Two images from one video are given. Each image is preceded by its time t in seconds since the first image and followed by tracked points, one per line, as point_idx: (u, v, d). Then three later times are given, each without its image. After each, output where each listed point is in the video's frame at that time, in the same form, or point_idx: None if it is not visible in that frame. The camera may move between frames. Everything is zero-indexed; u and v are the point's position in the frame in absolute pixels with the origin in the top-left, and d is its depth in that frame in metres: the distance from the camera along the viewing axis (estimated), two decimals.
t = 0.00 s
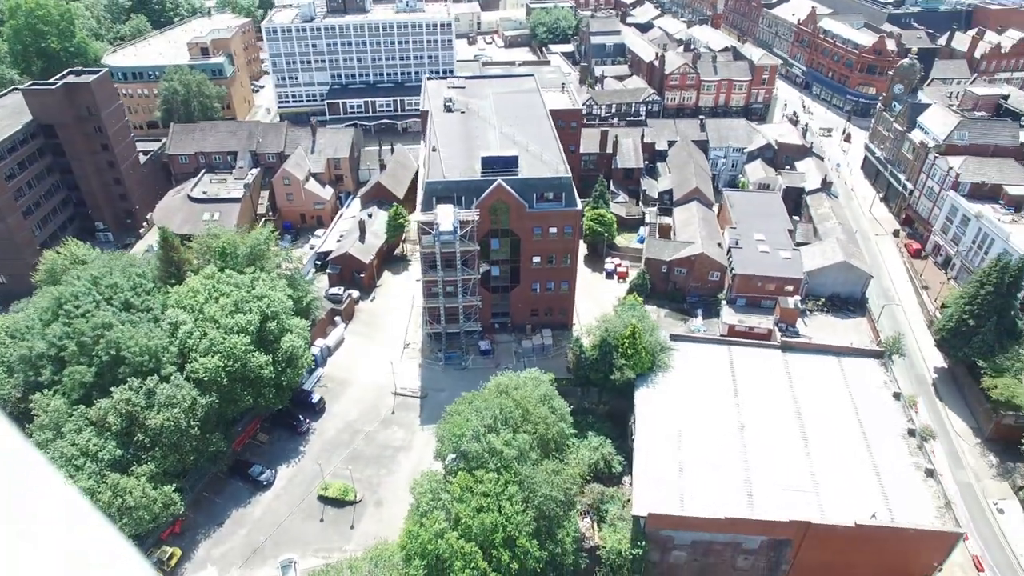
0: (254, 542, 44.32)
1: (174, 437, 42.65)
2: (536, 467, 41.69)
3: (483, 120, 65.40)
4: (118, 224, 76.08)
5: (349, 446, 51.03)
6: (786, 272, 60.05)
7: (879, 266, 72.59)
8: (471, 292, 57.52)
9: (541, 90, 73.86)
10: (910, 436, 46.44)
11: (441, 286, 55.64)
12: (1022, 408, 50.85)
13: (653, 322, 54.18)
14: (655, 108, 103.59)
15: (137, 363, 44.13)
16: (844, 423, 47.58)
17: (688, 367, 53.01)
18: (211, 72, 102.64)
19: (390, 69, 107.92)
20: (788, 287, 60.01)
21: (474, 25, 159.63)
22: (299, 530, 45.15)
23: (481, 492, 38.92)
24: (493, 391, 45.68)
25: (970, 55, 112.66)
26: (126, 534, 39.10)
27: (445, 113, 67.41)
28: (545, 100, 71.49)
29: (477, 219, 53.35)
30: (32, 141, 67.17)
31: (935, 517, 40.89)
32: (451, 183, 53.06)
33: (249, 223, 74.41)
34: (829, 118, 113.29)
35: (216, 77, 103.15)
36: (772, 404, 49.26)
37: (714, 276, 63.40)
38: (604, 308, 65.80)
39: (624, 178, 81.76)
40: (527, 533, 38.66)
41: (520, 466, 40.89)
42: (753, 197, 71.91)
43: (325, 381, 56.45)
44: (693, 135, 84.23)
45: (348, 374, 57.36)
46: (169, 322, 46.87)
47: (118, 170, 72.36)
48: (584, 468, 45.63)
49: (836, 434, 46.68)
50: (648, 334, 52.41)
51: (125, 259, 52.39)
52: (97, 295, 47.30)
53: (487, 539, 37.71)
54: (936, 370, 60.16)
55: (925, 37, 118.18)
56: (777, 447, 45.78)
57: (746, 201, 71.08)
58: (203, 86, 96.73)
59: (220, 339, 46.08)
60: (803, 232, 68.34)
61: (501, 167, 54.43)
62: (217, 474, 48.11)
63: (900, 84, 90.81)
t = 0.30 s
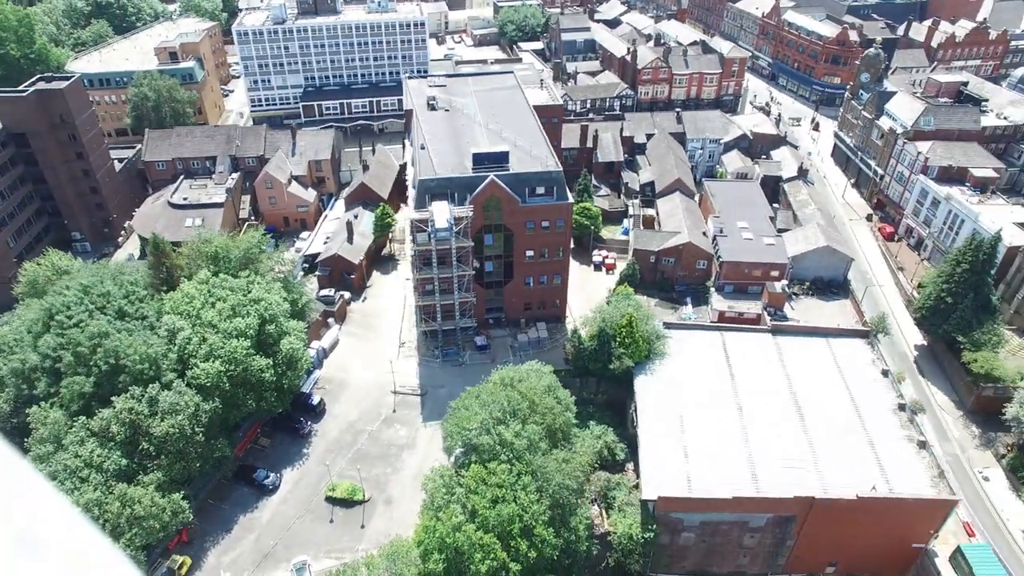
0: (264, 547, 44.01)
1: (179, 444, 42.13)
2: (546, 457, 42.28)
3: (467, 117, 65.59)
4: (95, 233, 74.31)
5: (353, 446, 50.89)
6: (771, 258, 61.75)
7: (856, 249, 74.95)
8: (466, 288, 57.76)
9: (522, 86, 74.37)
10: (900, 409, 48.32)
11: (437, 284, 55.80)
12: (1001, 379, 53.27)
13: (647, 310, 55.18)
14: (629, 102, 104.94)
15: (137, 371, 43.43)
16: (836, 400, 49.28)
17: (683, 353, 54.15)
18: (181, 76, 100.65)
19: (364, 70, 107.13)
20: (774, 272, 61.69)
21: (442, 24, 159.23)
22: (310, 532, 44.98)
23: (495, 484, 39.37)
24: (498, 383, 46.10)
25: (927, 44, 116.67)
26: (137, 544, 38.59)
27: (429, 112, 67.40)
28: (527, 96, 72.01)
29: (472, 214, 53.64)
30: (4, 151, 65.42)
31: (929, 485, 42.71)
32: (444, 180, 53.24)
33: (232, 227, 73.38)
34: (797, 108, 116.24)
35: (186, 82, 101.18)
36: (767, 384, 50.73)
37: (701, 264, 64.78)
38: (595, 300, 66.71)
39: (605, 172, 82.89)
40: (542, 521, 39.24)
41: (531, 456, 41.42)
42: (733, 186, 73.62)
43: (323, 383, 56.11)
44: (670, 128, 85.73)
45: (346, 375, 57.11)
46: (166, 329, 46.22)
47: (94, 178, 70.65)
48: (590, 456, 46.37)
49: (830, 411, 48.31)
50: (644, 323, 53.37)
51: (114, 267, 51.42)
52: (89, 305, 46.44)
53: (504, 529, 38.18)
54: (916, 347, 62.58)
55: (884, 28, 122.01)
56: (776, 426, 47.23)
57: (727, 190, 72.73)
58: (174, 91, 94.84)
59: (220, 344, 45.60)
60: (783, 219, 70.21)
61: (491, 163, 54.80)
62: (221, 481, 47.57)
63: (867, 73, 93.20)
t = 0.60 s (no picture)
0: (275, 550, 43.82)
1: (185, 451, 41.78)
2: (555, 447, 42.96)
3: (453, 115, 65.79)
4: (74, 243, 72.66)
5: (356, 446, 50.88)
6: (757, 245, 63.43)
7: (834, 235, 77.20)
8: (460, 286, 58.02)
9: (504, 83, 74.79)
10: (888, 386, 50.22)
11: (434, 281, 56.11)
12: (979, 353, 55.62)
13: (640, 300, 56.14)
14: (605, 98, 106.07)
15: (138, 380, 42.94)
16: (827, 380, 50.98)
17: (677, 340, 55.20)
18: (153, 81, 98.78)
19: (339, 71, 106.28)
20: (760, 259, 63.34)
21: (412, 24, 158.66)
22: (320, 533, 44.92)
23: (508, 475, 39.88)
24: (502, 376, 46.57)
25: (889, 35, 120.35)
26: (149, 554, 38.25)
27: (415, 110, 67.38)
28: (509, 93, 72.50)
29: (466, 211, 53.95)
30: None
31: (921, 456, 44.54)
32: (437, 177, 53.46)
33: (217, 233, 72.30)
34: (767, 100, 118.85)
35: (158, 87, 99.34)
36: (761, 368, 52.18)
37: (688, 254, 66.06)
38: (585, 293, 67.53)
39: (587, 166, 83.85)
40: (556, 509, 39.90)
41: (541, 447, 42.06)
42: (715, 176, 75.16)
43: (322, 385, 55.91)
44: (650, 122, 87.12)
45: (344, 376, 56.99)
46: (164, 335, 45.75)
47: (72, 186, 69.16)
48: (594, 444, 47.12)
49: (823, 391, 49.96)
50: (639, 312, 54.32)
51: (105, 276, 50.60)
52: (84, 314, 45.77)
53: (519, 518, 38.73)
54: (897, 327, 64.90)
55: (847, 20, 125.45)
56: (771, 407, 48.71)
57: (709, 181, 74.21)
58: (147, 97, 93.08)
59: (221, 349, 45.35)
60: (765, 207, 72.03)
61: (483, 160, 55.21)
62: (226, 487, 47.22)
63: (835, 63, 95.75)
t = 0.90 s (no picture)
0: (287, 553, 43.66)
1: (193, 459, 41.35)
2: (563, 436, 43.72)
3: (441, 112, 66.02)
4: (52, 253, 70.83)
5: (361, 446, 50.89)
6: (743, 233, 65.12)
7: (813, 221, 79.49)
8: (457, 282, 58.35)
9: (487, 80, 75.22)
10: (876, 364, 52.17)
11: (431, 278, 56.42)
12: (958, 330, 58.07)
13: (635, 290, 57.28)
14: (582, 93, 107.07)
15: (141, 388, 42.32)
16: (819, 360, 52.70)
17: (672, 328, 56.41)
18: (124, 86, 96.74)
19: (316, 72, 105.34)
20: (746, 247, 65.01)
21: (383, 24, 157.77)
22: (332, 534, 44.91)
23: (521, 466, 40.47)
24: (507, 369, 47.13)
25: (852, 27, 123.91)
26: (163, 563, 37.83)
27: (402, 109, 67.40)
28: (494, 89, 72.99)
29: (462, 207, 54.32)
30: None
31: (912, 429, 46.45)
32: (432, 175, 53.77)
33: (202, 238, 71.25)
34: (739, 92, 121.38)
35: (130, 92, 97.30)
36: (755, 351, 53.66)
37: (676, 244, 67.43)
38: (577, 285, 68.44)
39: (570, 161, 84.78)
40: (569, 497, 40.64)
41: (551, 436, 42.77)
42: (697, 167, 76.75)
43: (321, 387, 55.69)
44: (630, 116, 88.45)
45: (343, 377, 56.86)
46: (165, 342, 45.15)
47: (49, 195, 67.49)
48: (599, 433, 47.98)
49: (815, 371, 51.65)
50: (635, 301, 55.43)
51: (96, 284, 49.56)
52: (79, 324, 44.80)
53: (535, 508, 39.35)
54: (878, 308, 67.32)
55: (812, 13, 128.82)
56: (768, 389, 50.17)
57: (691, 172, 75.75)
58: (119, 102, 91.13)
59: (224, 354, 45.00)
60: (747, 196, 73.86)
61: (476, 156, 55.66)
62: (233, 493, 46.81)
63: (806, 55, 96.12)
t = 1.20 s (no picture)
0: (301, 556, 43.52)
1: (204, 465, 40.89)
2: (573, 426, 44.40)
3: (431, 111, 66.12)
4: (31, 263, 69.04)
5: (368, 446, 50.87)
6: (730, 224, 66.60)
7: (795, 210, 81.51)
8: (454, 279, 58.62)
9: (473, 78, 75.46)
10: (867, 345, 53.92)
11: (429, 276, 56.63)
12: (940, 310, 60.27)
13: (631, 282, 58.24)
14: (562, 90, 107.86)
15: (147, 396, 41.70)
16: (812, 343, 54.25)
17: (668, 317, 57.48)
18: (97, 92, 94.62)
19: (294, 74, 104.27)
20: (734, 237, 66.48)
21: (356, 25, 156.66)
22: (345, 534, 44.92)
23: (535, 457, 41.02)
24: (514, 363, 47.61)
25: (821, 21, 126.92)
26: (180, 570, 37.44)
27: (390, 109, 67.30)
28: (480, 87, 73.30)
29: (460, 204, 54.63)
30: None
31: (905, 405, 48.20)
32: (428, 173, 54.00)
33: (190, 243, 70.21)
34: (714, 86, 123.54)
35: (103, 97, 95.20)
36: (750, 337, 55.02)
37: (666, 235, 68.58)
38: (570, 279, 69.21)
39: (555, 157, 85.53)
40: (584, 485, 41.32)
41: (561, 427, 43.40)
42: (682, 160, 78.11)
43: (322, 388, 55.46)
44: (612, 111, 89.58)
45: (344, 378, 56.69)
46: (167, 348, 44.53)
47: (29, 204, 65.85)
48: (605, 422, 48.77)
49: (809, 354, 53.19)
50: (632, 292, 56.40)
51: (91, 292, 48.53)
52: (78, 333, 43.83)
53: (551, 498, 39.95)
54: (861, 291, 69.46)
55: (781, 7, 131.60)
56: (765, 373, 51.49)
57: (677, 165, 77.06)
58: (93, 108, 89.10)
59: (229, 358, 44.60)
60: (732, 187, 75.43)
61: (471, 153, 56.02)
62: (241, 498, 46.46)
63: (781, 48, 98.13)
